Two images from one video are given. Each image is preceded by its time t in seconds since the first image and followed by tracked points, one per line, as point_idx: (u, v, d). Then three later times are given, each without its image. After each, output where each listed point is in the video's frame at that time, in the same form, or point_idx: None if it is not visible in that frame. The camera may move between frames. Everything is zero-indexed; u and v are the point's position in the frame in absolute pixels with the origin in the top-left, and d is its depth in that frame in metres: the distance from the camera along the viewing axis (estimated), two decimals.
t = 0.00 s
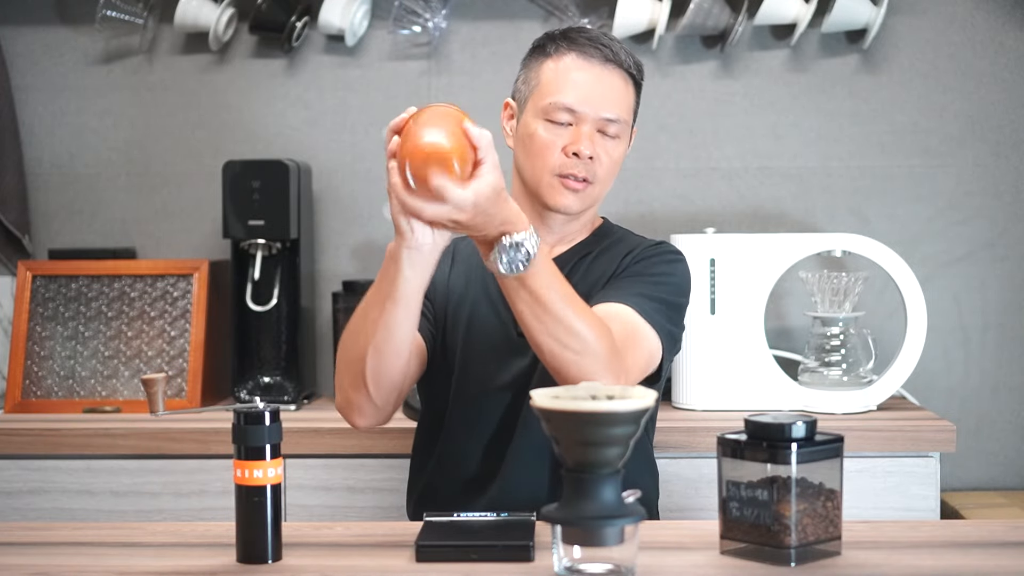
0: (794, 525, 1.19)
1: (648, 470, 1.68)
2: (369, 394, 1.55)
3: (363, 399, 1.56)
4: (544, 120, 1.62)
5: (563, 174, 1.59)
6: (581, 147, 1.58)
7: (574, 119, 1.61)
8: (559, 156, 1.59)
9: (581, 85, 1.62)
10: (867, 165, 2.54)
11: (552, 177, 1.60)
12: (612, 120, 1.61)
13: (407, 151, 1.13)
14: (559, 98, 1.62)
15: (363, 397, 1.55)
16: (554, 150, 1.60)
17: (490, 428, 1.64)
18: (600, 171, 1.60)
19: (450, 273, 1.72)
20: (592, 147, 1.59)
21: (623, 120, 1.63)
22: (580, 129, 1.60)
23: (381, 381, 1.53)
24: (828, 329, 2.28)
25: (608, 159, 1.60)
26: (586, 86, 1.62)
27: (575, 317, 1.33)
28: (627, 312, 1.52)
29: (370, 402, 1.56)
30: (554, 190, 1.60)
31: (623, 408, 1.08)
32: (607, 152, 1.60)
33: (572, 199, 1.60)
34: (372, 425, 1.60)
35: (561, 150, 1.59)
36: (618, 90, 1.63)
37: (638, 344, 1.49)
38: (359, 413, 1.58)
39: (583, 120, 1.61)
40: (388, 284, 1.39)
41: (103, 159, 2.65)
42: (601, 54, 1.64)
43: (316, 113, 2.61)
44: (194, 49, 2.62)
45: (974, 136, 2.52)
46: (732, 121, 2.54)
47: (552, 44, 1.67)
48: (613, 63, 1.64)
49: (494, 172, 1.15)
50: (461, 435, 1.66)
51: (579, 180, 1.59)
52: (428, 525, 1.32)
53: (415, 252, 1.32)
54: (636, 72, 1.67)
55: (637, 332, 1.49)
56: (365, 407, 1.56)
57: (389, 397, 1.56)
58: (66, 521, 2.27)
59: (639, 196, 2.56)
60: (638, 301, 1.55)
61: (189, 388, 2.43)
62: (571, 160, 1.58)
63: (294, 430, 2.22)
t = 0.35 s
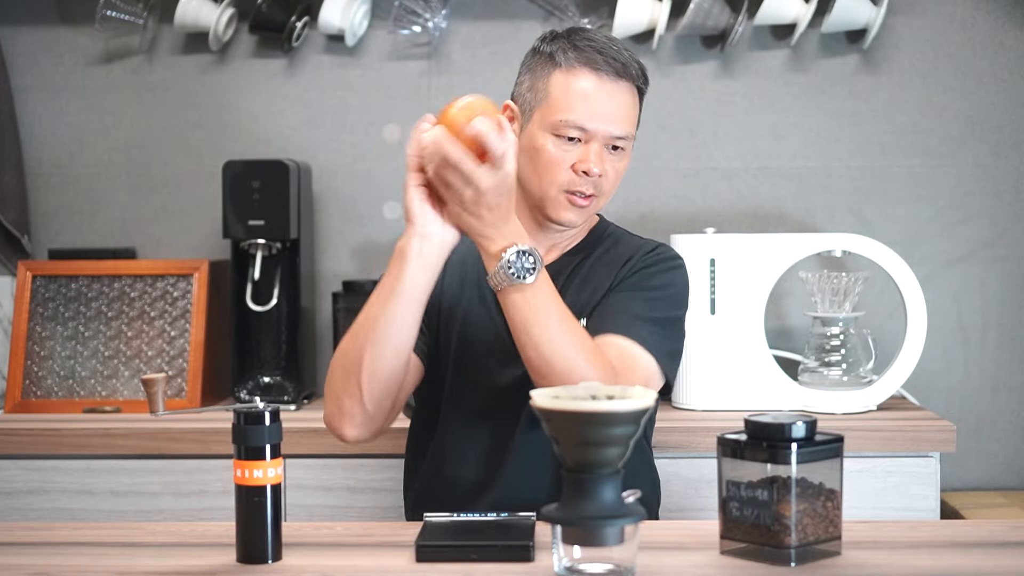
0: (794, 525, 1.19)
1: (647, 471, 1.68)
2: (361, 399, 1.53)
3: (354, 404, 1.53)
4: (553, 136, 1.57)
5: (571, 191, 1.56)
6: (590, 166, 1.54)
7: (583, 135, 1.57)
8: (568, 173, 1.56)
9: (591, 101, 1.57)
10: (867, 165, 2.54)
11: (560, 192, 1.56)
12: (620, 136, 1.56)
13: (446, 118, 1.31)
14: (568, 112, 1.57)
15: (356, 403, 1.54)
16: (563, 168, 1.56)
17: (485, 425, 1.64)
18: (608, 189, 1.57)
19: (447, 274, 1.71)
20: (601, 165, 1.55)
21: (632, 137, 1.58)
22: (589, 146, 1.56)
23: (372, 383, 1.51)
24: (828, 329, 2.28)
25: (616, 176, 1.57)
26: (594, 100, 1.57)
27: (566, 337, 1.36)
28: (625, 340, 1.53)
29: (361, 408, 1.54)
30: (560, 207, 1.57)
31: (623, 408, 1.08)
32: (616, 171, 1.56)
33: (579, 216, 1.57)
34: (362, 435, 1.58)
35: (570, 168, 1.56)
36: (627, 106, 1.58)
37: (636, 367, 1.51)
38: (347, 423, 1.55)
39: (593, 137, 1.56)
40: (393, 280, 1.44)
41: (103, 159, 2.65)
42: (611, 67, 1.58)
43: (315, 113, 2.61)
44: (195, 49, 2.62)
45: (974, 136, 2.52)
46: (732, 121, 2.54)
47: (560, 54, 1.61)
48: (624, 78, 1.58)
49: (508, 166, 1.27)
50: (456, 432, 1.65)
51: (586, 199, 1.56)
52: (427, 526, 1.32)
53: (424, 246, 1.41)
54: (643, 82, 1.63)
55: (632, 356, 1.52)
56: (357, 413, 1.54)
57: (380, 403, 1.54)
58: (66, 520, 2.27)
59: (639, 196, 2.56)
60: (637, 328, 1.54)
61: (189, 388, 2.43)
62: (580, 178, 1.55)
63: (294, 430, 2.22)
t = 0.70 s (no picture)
0: (794, 525, 1.19)
1: (647, 471, 1.68)
2: (358, 406, 1.53)
3: (353, 411, 1.54)
4: (560, 154, 1.55)
5: (578, 210, 1.55)
6: (597, 185, 1.52)
7: (591, 154, 1.54)
8: (575, 193, 1.54)
9: (600, 121, 1.54)
10: (867, 165, 2.54)
11: (567, 210, 1.55)
12: (628, 154, 1.53)
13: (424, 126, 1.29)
14: (576, 132, 1.54)
15: (353, 409, 1.54)
16: (570, 187, 1.54)
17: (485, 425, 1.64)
18: (615, 206, 1.55)
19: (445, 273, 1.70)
20: (608, 184, 1.53)
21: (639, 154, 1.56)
22: (597, 166, 1.54)
23: (369, 392, 1.50)
24: (828, 329, 2.28)
25: (622, 193, 1.56)
26: (604, 119, 1.54)
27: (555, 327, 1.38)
28: (619, 336, 1.52)
29: (360, 415, 1.54)
30: (567, 223, 1.56)
31: (623, 408, 1.08)
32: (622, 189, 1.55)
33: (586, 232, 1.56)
34: (364, 438, 1.58)
35: (577, 187, 1.54)
36: (635, 124, 1.55)
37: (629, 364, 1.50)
38: (347, 428, 1.56)
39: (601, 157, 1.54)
40: (383, 286, 1.43)
41: (103, 159, 2.65)
42: (619, 85, 1.55)
43: (316, 113, 2.61)
44: (195, 49, 2.62)
45: (974, 136, 2.52)
46: (732, 121, 2.54)
47: (568, 69, 1.58)
48: (632, 95, 1.56)
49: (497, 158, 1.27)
50: (455, 433, 1.65)
51: (593, 216, 1.55)
52: (427, 526, 1.32)
53: (411, 255, 1.40)
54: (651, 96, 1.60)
55: (625, 353, 1.51)
56: (356, 419, 1.54)
57: (379, 412, 1.54)
58: (66, 520, 2.27)
59: (639, 196, 2.56)
60: (634, 323, 1.54)
61: (189, 388, 2.43)
62: (587, 198, 1.53)
63: (294, 430, 2.22)
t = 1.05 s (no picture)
0: (794, 525, 1.19)
1: (646, 471, 1.68)
2: (353, 405, 1.53)
3: (348, 410, 1.54)
4: (553, 157, 1.55)
5: (572, 213, 1.55)
6: (590, 188, 1.52)
7: (584, 157, 1.54)
8: (569, 196, 1.54)
9: (592, 123, 1.54)
10: (867, 165, 2.54)
11: (561, 214, 1.56)
12: (622, 156, 1.53)
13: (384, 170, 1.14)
14: (569, 135, 1.54)
15: (348, 407, 1.54)
16: (563, 191, 1.55)
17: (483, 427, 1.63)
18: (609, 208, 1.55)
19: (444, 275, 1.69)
20: (602, 186, 1.53)
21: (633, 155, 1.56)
22: (590, 169, 1.54)
23: (365, 392, 1.50)
24: (828, 329, 2.28)
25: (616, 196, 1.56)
26: (596, 122, 1.54)
27: (550, 328, 1.33)
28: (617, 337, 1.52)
29: (355, 413, 1.54)
30: (560, 227, 1.57)
31: (623, 408, 1.08)
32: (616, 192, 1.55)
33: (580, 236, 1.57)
34: (358, 434, 1.59)
35: (571, 191, 1.54)
36: (628, 126, 1.55)
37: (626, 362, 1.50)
38: (341, 425, 1.56)
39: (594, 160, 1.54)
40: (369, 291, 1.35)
41: (103, 159, 2.65)
42: (612, 87, 1.55)
43: (316, 114, 2.61)
44: (195, 49, 2.62)
45: (974, 136, 2.52)
46: (732, 121, 2.54)
47: (560, 72, 1.58)
48: (625, 97, 1.55)
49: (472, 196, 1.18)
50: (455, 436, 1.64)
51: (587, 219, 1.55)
52: (427, 526, 1.32)
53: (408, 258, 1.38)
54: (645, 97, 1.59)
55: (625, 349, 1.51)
56: (351, 417, 1.55)
57: (373, 410, 1.54)
58: (66, 520, 2.27)
59: (638, 196, 2.56)
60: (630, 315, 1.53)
61: (189, 388, 2.43)
62: (580, 202, 1.54)
63: (294, 430, 2.22)
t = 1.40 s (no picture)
0: (794, 525, 1.19)
1: (646, 472, 1.68)
2: (356, 418, 1.53)
3: (350, 424, 1.54)
4: (548, 148, 1.55)
5: (567, 204, 1.54)
6: (586, 179, 1.52)
7: (579, 149, 1.54)
8: (564, 186, 1.54)
9: (587, 115, 1.54)
10: (867, 165, 2.54)
11: (556, 206, 1.55)
12: (617, 147, 1.53)
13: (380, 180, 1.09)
14: (564, 126, 1.54)
15: (350, 421, 1.54)
16: (558, 181, 1.54)
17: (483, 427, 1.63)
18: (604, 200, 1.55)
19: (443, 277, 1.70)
20: (597, 178, 1.53)
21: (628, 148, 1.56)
22: (585, 159, 1.54)
23: (369, 405, 1.51)
24: (828, 329, 2.28)
25: (611, 187, 1.55)
26: (592, 113, 1.54)
27: (554, 346, 1.39)
28: (616, 355, 1.52)
29: (358, 427, 1.55)
30: (556, 219, 1.56)
31: (623, 408, 1.08)
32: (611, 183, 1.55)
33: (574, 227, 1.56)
34: (358, 454, 1.58)
35: (566, 181, 1.54)
36: (623, 118, 1.55)
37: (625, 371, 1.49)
38: (342, 441, 1.56)
39: (589, 151, 1.54)
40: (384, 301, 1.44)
41: (103, 159, 2.65)
42: (606, 80, 1.56)
43: (315, 114, 2.61)
44: (195, 49, 2.62)
45: (974, 136, 2.52)
46: (732, 121, 2.55)
47: (554, 65, 1.58)
48: (619, 90, 1.56)
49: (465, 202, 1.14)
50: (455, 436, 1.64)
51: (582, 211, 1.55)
52: (427, 526, 1.32)
53: (417, 267, 1.42)
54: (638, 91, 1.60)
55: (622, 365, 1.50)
56: (353, 432, 1.55)
57: (377, 424, 1.54)
58: (66, 520, 2.27)
59: (639, 196, 2.56)
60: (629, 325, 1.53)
61: (189, 388, 2.43)
62: (575, 193, 1.53)
63: (294, 430, 2.22)
